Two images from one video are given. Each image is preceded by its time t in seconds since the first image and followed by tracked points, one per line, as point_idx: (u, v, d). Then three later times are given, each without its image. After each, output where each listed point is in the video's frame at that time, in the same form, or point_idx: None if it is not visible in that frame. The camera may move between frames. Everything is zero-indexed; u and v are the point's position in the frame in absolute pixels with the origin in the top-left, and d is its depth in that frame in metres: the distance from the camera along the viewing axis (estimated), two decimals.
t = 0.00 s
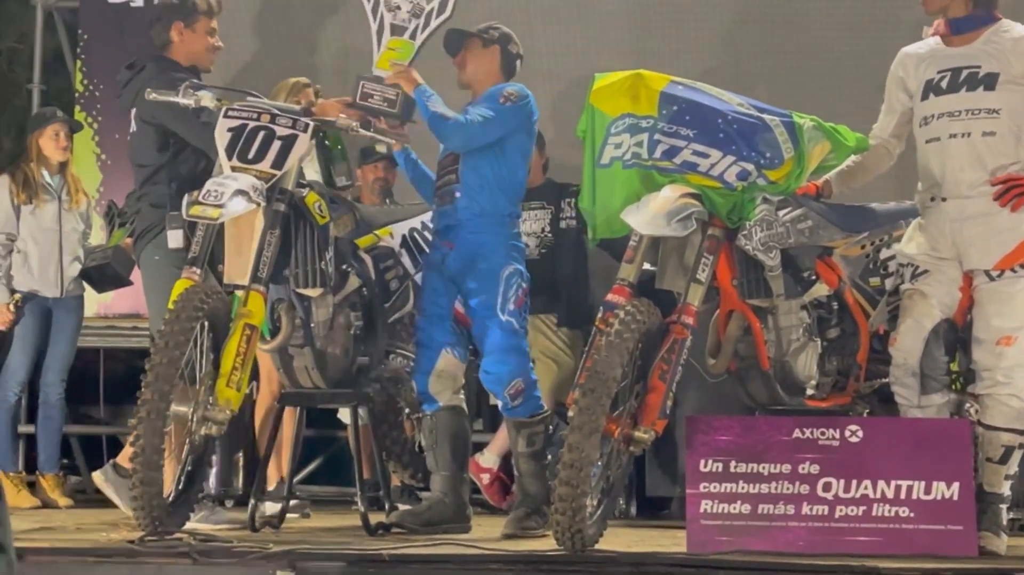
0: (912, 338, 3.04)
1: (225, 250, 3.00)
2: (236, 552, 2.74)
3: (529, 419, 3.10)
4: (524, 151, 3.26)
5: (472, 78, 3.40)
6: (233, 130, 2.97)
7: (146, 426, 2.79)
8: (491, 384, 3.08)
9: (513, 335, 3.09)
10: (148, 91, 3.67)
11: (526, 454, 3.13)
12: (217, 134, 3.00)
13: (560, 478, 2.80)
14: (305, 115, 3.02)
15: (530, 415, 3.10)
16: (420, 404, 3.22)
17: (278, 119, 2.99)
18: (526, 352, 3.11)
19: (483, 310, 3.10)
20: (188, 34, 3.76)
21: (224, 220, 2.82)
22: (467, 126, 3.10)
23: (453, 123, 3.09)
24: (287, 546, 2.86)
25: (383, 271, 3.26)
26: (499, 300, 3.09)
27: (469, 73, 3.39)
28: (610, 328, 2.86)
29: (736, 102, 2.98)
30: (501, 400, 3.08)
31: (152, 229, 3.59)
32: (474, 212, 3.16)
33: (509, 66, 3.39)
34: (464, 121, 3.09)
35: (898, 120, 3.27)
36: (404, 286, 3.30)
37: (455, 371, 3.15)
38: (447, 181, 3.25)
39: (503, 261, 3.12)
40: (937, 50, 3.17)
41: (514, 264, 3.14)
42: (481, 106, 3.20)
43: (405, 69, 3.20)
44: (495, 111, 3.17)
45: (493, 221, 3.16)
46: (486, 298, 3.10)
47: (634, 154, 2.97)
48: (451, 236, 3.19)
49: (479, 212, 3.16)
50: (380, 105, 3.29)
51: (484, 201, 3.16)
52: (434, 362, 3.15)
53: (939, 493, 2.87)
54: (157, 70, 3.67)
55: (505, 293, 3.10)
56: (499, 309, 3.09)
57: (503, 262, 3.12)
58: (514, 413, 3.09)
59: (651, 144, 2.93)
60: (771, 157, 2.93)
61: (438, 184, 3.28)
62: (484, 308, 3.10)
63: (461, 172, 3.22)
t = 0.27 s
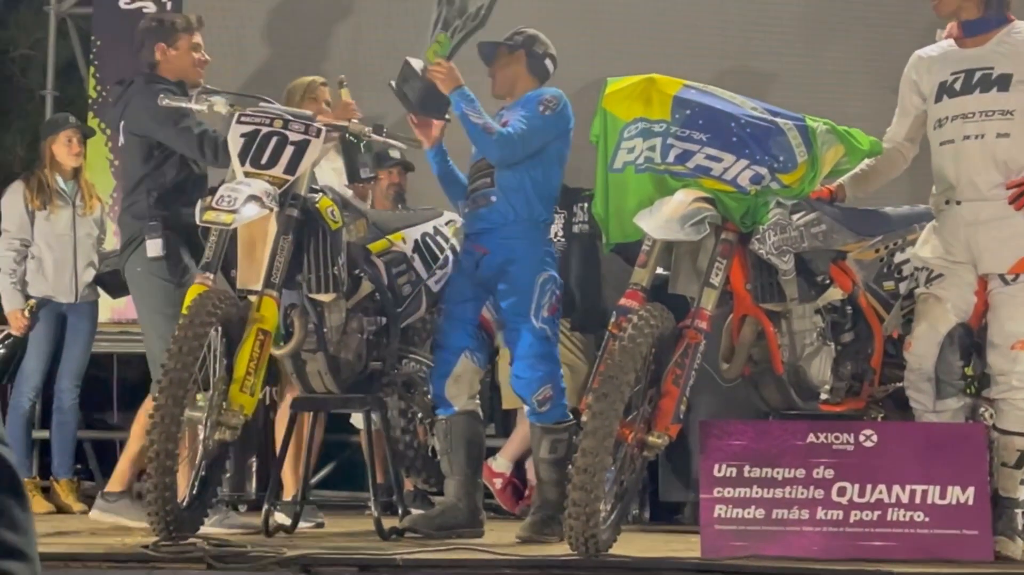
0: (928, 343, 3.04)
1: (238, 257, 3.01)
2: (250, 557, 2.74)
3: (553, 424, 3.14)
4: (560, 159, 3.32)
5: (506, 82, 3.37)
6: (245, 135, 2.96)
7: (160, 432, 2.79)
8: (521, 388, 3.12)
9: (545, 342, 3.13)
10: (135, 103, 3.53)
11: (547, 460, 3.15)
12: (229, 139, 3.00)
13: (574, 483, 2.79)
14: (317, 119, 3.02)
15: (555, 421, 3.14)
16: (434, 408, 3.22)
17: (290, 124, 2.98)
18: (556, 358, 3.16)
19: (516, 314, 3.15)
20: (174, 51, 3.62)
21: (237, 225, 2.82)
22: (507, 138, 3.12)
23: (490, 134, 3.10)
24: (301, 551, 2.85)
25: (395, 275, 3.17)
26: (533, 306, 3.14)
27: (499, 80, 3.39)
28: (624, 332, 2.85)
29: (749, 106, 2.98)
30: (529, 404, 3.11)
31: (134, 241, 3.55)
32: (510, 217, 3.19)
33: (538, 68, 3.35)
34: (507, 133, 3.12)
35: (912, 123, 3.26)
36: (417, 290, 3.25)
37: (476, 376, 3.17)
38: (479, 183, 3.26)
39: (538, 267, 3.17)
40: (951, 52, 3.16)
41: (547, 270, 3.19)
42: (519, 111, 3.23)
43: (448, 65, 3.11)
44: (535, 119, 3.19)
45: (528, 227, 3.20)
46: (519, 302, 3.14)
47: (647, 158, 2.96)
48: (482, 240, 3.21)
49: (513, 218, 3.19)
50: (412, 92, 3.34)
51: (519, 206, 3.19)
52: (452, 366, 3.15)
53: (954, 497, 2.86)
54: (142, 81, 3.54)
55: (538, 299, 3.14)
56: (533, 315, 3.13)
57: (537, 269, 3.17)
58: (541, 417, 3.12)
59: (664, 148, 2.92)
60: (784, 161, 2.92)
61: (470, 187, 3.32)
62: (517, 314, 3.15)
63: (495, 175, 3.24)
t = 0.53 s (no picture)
0: (937, 344, 3.03)
1: (249, 257, 3.01)
2: (260, 560, 2.73)
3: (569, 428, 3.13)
4: (582, 162, 3.32)
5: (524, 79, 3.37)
6: (253, 139, 2.95)
7: (169, 435, 2.79)
8: (536, 391, 3.12)
9: (564, 345, 3.14)
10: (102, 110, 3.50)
11: (560, 464, 3.11)
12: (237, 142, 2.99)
13: (583, 486, 2.79)
14: (326, 123, 3.02)
15: (571, 425, 3.13)
16: (450, 409, 3.24)
17: (298, 127, 2.98)
18: (576, 361, 3.16)
19: (537, 315, 3.17)
20: (152, 58, 3.60)
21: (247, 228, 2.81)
22: (536, 139, 3.12)
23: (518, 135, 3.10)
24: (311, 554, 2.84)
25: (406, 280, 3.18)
26: (553, 309, 3.15)
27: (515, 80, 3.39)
28: (633, 334, 2.84)
29: (758, 107, 2.98)
30: (545, 407, 3.11)
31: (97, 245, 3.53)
32: (532, 220, 3.21)
33: (555, 68, 3.35)
34: (533, 135, 3.11)
35: (919, 123, 3.26)
36: (425, 294, 3.26)
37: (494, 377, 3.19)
38: (504, 188, 3.30)
39: (558, 270, 3.18)
40: (958, 53, 3.16)
41: (567, 273, 3.19)
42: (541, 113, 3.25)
43: (476, 57, 3.12)
44: (558, 120, 3.20)
45: (550, 230, 3.21)
46: (540, 304, 3.17)
47: (657, 160, 2.95)
48: (506, 244, 3.25)
49: (536, 221, 3.21)
50: (435, 88, 3.37)
51: (542, 210, 3.22)
52: (467, 367, 3.18)
53: (964, 500, 2.85)
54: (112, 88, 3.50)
55: (558, 302, 3.15)
56: (552, 317, 3.14)
57: (557, 272, 3.18)
58: (556, 421, 3.12)
59: (673, 151, 2.91)
60: (793, 162, 2.93)
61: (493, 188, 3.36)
62: (538, 317, 3.17)
63: (518, 179, 3.27)
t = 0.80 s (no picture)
0: (940, 344, 3.03)
1: (251, 259, 3.01)
2: (264, 561, 2.73)
3: (569, 427, 3.15)
4: (581, 165, 3.33)
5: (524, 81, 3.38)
6: (256, 141, 2.96)
7: (173, 437, 2.79)
8: (534, 391, 3.13)
9: (560, 345, 3.15)
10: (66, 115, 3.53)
11: (560, 464, 3.15)
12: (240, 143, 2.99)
13: (587, 486, 2.79)
14: (328, 124, 3.03)
15: (570, 425, 3.15)
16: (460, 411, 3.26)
17: (301, 128, 2.99)
18: (571, 362, 3.17)
19: (533, 316, 3.18)
20: (120, 63, 3.68)
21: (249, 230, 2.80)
22: (548, 138, 3.13)
23: (526, 134, 3.10)
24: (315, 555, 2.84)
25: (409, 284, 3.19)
26: (548, 309, 3.16)
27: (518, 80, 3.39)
28: (636, 334, 2.84)
29: (761, 107, 2.97)
30: (543, 407, 3.13)
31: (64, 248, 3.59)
32: (529, 221, 3.22)
33: (557, 70, 3.35)
34: (545, 134, 3.12)
35: (921, 124, 3.26)
36: (428, 295, 3.29)
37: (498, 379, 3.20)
38: (501, 188, 3.30)
39: (553, 271, 3.19)
40: (959, 53, 3.17)
41: (563, 273, 3.20)
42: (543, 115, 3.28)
43: (482, 60, 3.09)
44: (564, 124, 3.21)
45: (547, 231, 3.22)
46: (538, 304, 3.17)
47: (659, 160, 2.96)
48: (501, 244, 3.25)
49: (532, 221, 3.22)
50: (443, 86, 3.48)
51: (539, 211, 3.22)
52: (477, 370, 3.19)
53: (968, 499, 2.85)
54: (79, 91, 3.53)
55: (554, 302, 3.16)
56: (548, 318, 3.15)
57: (552, 274, 3.19)
58: (554, 421, 3.14)
59: (676, 151, 2.92)
60: (796, 162, 2.92)
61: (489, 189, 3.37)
62: (532, 317, 3.18)
63: (515, 180, 3.27)
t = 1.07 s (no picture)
0: (933, 344, 3.03)
1: (246, 260, 3.02)
2: (259, 562, 2.73)
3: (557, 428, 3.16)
4: (567, 168, 3.35)
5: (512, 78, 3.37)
6: (251, 142, 2.97)
7: (167, 438, 2.78)
8: (525, 391, 3.15)
9: (549, 345, 3.16)
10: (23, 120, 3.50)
11: (554, 464, 3.18)
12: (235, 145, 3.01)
13: (582, 487, 2.79)
14: (322, 126, 3.03)
15: (559, 425, 3.16)
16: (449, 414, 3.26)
17: (295, 130, 2.99)
18: (559, 362, 3.18)
19: (520, 316, 3.17)
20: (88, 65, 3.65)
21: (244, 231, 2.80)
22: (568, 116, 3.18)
23: (548, 110, 3.14)
24: (311, 557, 2.84)
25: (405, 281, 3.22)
26: (536, 310, 3.16)
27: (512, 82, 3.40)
28: (630, 335, 2.84)
29: (755, 108, 2.98)
30: (534, 408, 3.14)
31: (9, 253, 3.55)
32: (516, 221, 3.22)
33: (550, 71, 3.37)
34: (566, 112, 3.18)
35: (915, 125, 3.26)
36: (423, 297, 3.28)
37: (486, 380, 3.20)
38: (487, 187, 3.29)
39: (540, 272, 3.20)
40: (952, 54, 3.18)
41: (549, 275, 3.21)
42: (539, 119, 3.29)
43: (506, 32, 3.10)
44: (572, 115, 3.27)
45: (534, 233, 3.23)
46: (527, 305, 3.17)
47: (653, 161, 2.96)
48: (487, 245, 3.26)
49: (519, 222, 3.22)
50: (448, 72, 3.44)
51: (527, 211, 3.23)
52: (466, 372, 3.19)
53: (962, 499, 2.86)
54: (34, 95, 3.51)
55: (540, 304, 3.17)
56: (537, 319, 3.16)
57: (540, 276, 3.19)
58: (545, 421, 3.15)
59: (670, 151, 2.93)
60: (790, 163, 2.92)
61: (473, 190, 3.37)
62: (520, 319, 3.18)
63: (505, 180, 3.27)
